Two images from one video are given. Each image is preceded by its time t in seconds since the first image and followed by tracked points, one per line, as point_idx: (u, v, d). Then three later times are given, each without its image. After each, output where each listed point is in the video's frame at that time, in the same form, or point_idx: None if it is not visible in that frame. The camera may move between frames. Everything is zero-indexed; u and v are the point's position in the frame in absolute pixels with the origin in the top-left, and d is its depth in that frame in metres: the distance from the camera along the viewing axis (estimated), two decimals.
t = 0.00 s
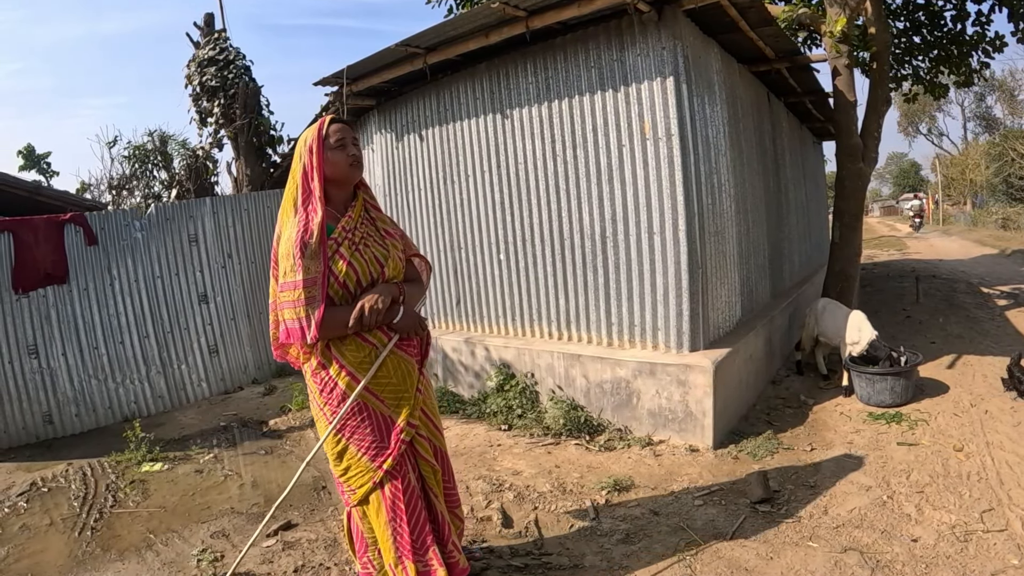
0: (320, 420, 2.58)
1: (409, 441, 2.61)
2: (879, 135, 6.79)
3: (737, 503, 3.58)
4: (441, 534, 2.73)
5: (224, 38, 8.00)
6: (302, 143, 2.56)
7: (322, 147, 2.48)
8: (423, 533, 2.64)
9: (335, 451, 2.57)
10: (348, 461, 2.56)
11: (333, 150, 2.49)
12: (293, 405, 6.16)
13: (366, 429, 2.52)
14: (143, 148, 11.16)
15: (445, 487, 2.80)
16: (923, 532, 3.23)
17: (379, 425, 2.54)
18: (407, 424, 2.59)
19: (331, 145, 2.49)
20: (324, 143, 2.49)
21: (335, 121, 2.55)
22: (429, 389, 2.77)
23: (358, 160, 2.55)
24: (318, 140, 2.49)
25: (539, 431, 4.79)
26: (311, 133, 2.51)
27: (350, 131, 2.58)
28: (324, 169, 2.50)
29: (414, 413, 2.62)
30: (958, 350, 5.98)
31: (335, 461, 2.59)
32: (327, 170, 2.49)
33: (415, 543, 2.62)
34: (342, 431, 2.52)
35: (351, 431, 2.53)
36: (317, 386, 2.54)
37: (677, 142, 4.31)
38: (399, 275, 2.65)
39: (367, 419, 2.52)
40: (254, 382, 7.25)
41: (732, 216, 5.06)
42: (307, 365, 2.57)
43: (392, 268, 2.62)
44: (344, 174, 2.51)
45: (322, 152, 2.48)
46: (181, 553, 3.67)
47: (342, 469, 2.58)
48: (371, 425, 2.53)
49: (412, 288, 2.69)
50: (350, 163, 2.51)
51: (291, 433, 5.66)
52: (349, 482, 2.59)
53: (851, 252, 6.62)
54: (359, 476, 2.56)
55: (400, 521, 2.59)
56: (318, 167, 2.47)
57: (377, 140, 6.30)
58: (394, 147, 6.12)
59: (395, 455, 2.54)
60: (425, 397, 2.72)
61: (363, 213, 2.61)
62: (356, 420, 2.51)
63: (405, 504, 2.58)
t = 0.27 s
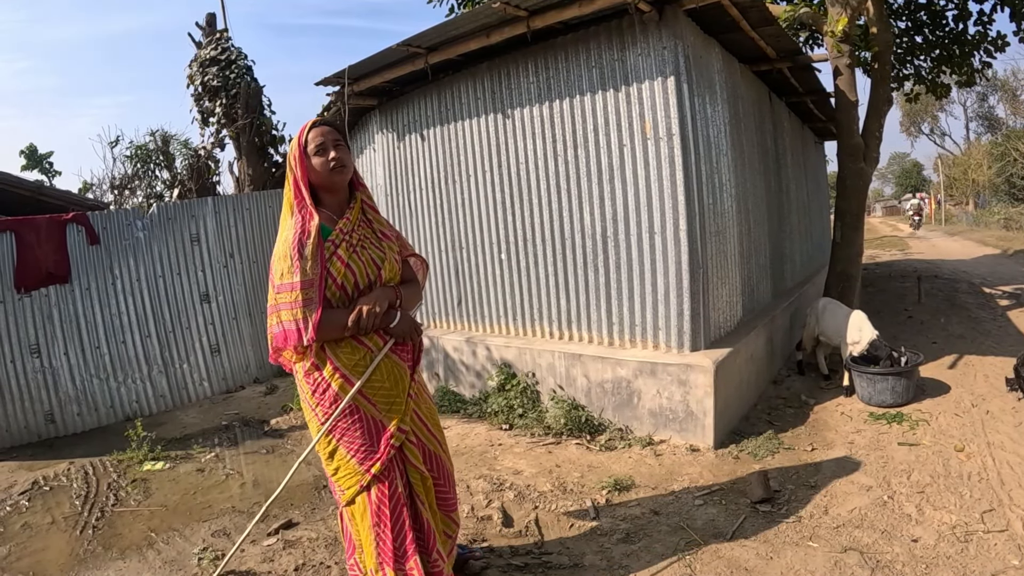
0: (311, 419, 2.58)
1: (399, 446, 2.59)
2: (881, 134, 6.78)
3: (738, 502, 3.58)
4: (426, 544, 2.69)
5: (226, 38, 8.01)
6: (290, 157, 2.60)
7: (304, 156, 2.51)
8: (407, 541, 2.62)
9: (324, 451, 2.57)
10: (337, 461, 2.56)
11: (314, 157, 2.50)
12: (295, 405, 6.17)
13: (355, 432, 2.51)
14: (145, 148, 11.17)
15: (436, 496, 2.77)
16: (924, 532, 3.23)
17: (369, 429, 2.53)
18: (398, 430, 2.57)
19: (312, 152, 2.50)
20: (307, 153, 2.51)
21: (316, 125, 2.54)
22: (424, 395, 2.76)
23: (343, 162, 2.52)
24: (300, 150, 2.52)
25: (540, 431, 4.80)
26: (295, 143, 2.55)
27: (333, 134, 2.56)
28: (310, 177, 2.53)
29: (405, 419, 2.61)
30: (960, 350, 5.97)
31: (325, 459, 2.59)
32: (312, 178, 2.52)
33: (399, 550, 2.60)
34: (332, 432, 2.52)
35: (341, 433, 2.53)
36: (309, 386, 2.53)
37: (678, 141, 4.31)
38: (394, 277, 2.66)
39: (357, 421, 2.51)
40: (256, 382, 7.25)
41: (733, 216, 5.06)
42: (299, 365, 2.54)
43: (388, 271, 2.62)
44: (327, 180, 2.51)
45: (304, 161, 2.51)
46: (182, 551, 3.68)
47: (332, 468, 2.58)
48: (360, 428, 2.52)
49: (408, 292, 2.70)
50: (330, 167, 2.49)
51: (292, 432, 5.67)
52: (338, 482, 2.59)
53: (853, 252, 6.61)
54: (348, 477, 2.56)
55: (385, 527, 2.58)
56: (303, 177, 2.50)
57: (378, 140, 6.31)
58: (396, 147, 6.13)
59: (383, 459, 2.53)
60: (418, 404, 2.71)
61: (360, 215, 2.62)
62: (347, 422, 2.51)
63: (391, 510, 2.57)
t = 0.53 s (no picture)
0: (318, 419, 2.56)
1: (407, 442, 2.61)
2: (887, 135, 6.76)
3: (742, 503, 3.58)
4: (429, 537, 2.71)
5: (232, 38, 8.06)
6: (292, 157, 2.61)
7: (307, 155, 2.52)
8: (414, 535, 2.62)
9: (333, 451, 2.56)
10: (346, 461, 2.55)
11: (316, 156, 2.51)
12: (300, 403, 6.19)
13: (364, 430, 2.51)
14: (151, 147, 11.22)
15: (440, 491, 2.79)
16: (928, 534, 3.22)
17: (379, 427, 2.53)
18: (405, 426, 2.59)
19: (314, 152, 2.51)
20: (309, 153, 2.52)
21: (320, 124, 2.55)
22: (427, 392, 2.79)
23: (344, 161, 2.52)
24: (303, 149, 2.53)
25: (545, 431, 4.80)
26: (299, 142, 2.56)
27: (337, 133, 2.55)
28: (313, 176, 2.54)
29: (412, 415, 2.63)
30: (966, 351, 5.95)
31: (333, 460, 2.58)
32: (315, 177, 2.54)
33: (407, 546, 2.59)
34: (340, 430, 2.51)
35: (350, 431, 2.52)
36: (317, 386, 2.52)
37: (684, 141, 4.30)
38: (398, 277, 2.67)
39: (366, 419, 2.51)
40: (261, 380, 7.26)
41: (738, 216, 5.05)
42: (305, 365, 2.53)
43: (391, 271, 2.64)
44: (327, 179, 2.51)
45: (306, 160, 2.52)
46: (187, 549, 3.70)
47: (340, 468, 2.57)
48: (371, 426, 2.52)
49: (411, 291, 2.73)
50: (330, 167, 2.49)
51: (297, 431, 5.68)
52: (346, 481, 2.58)
53: (859, 252, 6.59)
54: (356, 476, 2.55)
55: (395, 524, 2.57)
56: (306, 176, 2.52)
57: (384, 139, 6.32)
58: (401, 146, 6.14)
59: (393, 455, 2.54)
60: (422, 400, 2.74)
61: (363, 215, 2.62)
62: (355, 421, 2.50)
63: (399, 506, 2.57)
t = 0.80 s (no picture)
0: (328, 419, 2.53)
1: (420, 439, 2.63)
2: (897, 136, 6.72)
3: (749, 504, 3.57)
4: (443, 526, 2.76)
5: (242, 37, 8.08)
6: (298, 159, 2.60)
7: (313, 155, 2.52)
8: (429, 526, 2.66)
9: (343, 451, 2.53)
10: (356, 461, 2.52)
11: (323, 157, 2.51)
12: (308, 401, 6.21)
13: (379, 427, 2.50)
14: (161, 146, 11.28)
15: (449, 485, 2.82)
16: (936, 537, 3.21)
17: (393, 424, 2.54)
18: (418, 421, 2.61)
19: (320, 152, 2.51)
20: (315, 154, 2.52)
21: (325, 124, 2.55)
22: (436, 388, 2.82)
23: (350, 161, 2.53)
24: (309, 150, 2.53)
25: (553, 430, 4.80)
26: (304, 143, 2.56)
27: (343, 132, 2.55)
28: (321, 176, 2.54)
29: (424, 411, 2.65)
30: (975, 354, 5.91)
31: (342, 460, 2.54)
32: (323, 178, 2.54)
33: (423, 536, 2.63)
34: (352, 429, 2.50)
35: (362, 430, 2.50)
36: (329, 385, 2.50)
37: (693, 141, 4.29)
38: (407, 277, 2.70)
39: (380, 416, 2.51)
40: (269, 378, 7.28)
41: (748, 216, 5.03)
42: (316, 364, 2.51)
43: (401, 271, 2.66)
44: (335, 180, 2.52)
45: (313, 161, 2.52)
46: (194, 545, 3.71)
47: (350, 469, 2.53)
48: (385, 423, 2.52)
49: (420, 290, 2.76)
50: (337, 167, 2.50)
51: (305, 429, 5.70)
52: (355, 482, 2.54)
53: (868, 253, 6.56)
54: (366, 476, 2.52)
55: (411, 516, 2.60)
56: (314, 177, 2.51)
57: (393, 138, 6.33)
58: (411, 145, 6.15)
59: (407, 451, 2.56)
60: (432, 397, 2.77)
61: (372, 215, 2.63)
62: (369, 419, 2.49)
63: (414, 499, 2.59)
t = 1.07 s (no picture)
0: (332, 416, 2.54)
1: (423, 439, 2.63)
2: (906, 136, 6.69)
3: (756, 505, 3.56)
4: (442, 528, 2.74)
5: (251, 35, 8.10)
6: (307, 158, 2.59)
7: (323, 153, 2.53)
8: (428, 529, 2.64)
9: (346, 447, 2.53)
10: (359, 458, 2.52)
11: (333, 155, 2.52)
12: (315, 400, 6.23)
13: (382, 426, 2.50)
14: (170, 144, 11.33)
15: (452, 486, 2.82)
16: (943, 540, 3.19)
17: (396, 423, 2.54)
18: (422, 421, 2.62)
19: (330, 150, 2.51)
20: (326, 151, 2.52)
21: (335, 122, 2.55)
22: (441, 389, 2.82)
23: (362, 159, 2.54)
24: (319, 148, 2.54)
25: (560, 430, 4.80)
26: (314, 141, 2.56)
27: (352, 130, 2.56)
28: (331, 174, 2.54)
29: (428, 412, 2.65)
30: (984, 356, 5.88)
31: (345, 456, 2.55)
32: (333, 176, 2.54)
33: (421, 538, 2.62)
34: (355, 426, 2.50)
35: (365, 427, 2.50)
36: (334, 382, 2.50)
37: (702, 141, 4.29)
38: (415, 278, 2.72)
39: (384, 415, 2.51)
40: (277, 376, 7.29)
41: (756, 216, 5.02)
42: (322, 361, 2.52)
43: (410, 272, 2.68)
44: (345, 178, 2.52)
45: (323, 158, 2.52)
46: (201, 542, 3.73)
47: (352, 465, 2.54)
48: (389, 422, 2.52)
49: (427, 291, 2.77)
50: (348, 165, 2.50)
51: (312, 427, 5.71)
52: (357, 479, 2.55)
53: (877, 255, 6.53)
54: (368, 473, 2.52)
55: (410, 517, 2.59)
56: (324, 174, 2.51)
57: (402, 137, 6.34)
58: (419, 144, 6.16)
59: (409, 452, 2.56)
60: (437, 398, 2.77)
61: (381, 215, 2.64)
62: (373, 417, 2.49)
63: (414, 500, 2.59)
